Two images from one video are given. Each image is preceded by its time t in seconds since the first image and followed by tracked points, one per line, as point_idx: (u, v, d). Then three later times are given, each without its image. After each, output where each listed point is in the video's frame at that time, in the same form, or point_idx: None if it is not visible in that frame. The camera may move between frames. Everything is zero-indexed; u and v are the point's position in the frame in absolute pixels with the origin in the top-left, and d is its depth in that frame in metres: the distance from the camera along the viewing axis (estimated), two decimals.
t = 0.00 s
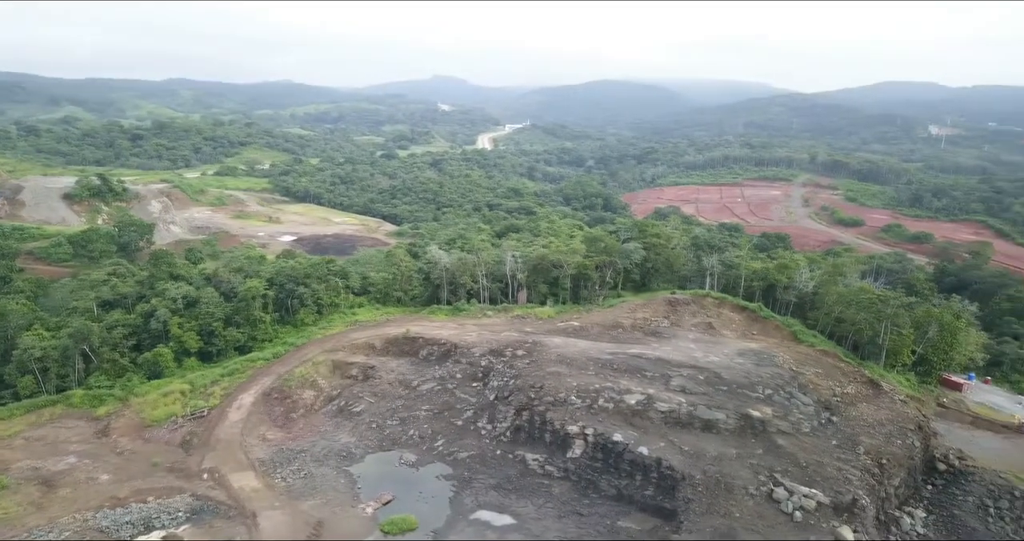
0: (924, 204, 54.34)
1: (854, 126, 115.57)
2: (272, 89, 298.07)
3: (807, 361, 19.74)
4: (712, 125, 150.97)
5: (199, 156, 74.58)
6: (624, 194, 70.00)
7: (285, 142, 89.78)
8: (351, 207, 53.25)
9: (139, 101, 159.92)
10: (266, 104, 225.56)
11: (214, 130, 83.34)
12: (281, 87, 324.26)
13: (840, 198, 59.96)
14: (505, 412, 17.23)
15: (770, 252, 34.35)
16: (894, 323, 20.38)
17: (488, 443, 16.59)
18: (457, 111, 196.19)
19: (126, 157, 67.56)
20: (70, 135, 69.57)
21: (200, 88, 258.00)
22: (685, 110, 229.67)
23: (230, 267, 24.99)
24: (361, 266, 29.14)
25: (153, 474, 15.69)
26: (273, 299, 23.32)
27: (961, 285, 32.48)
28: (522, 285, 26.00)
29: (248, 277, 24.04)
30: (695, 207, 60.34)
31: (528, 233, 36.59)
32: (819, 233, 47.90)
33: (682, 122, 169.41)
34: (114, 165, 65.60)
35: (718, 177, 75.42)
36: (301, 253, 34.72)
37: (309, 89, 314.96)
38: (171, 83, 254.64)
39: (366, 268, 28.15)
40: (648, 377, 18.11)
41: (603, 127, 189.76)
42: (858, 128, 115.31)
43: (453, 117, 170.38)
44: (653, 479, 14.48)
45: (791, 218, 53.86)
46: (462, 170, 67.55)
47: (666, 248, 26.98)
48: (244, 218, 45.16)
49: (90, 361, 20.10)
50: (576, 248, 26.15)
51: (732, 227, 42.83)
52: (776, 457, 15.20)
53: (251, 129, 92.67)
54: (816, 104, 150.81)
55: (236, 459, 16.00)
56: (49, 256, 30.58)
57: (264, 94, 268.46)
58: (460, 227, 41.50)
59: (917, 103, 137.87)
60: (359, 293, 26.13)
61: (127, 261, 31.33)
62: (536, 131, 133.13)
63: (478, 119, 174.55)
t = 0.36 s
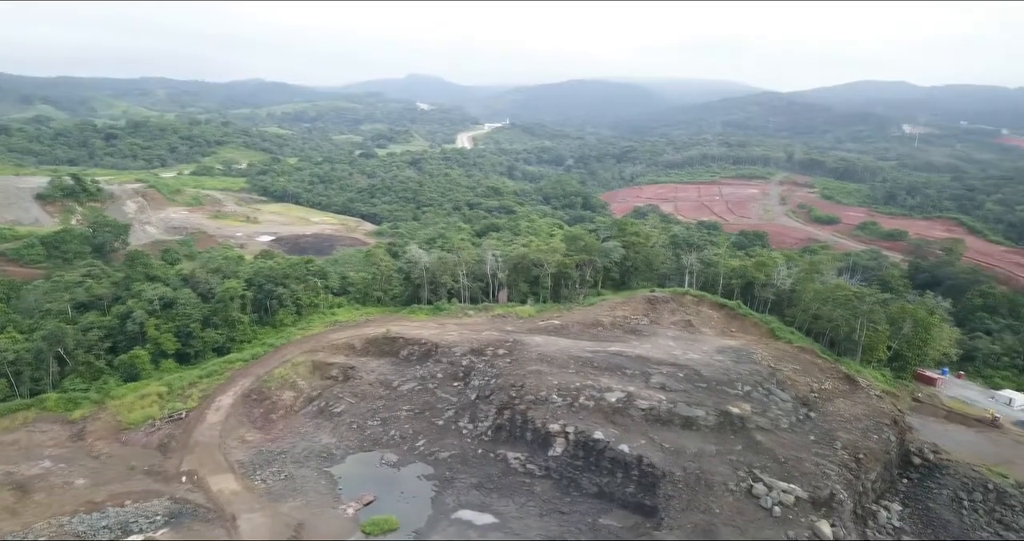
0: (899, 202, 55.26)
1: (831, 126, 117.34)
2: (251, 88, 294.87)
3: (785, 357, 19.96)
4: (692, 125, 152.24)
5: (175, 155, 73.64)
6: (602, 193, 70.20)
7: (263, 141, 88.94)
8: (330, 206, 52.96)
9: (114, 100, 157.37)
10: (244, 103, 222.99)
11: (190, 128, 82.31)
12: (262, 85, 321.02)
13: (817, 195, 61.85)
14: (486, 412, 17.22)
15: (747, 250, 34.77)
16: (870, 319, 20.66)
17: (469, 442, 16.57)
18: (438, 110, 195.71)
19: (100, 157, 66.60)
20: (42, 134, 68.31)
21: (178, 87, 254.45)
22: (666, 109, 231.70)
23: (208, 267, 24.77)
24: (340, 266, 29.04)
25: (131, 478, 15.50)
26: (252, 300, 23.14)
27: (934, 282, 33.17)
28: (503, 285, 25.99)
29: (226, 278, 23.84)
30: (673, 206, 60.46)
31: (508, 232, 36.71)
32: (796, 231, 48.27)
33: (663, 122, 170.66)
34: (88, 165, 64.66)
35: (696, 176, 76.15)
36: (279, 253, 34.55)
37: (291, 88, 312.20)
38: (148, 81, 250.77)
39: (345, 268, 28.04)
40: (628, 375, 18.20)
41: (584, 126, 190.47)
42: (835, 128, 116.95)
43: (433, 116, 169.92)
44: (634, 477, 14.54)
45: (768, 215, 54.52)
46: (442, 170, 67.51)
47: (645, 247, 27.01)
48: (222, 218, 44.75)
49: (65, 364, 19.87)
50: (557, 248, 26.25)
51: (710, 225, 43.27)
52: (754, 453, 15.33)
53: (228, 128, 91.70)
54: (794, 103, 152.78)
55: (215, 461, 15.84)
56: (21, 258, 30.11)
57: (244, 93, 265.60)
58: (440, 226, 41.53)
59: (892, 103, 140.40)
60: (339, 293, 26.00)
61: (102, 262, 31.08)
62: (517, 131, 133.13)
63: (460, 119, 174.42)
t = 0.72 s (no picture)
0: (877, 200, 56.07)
1: (811, 126, 118.72)
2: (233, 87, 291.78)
3: (766, 354, 20.12)
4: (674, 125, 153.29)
5: (154, 155, 72.70)
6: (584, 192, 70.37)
7: (242, 140, 88.04)
8: (311, 205, 52.58)
9: (90, 98, 154.71)
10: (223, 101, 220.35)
11: (168, 127, 81.24)
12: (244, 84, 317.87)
13: (796, 194, 62.79)
14: (470, 411, 17.20)
15: (728, 248, 35.05)
16: (849, 316, 20.91)
17: (452, 442, 16.55)
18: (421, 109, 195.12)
19: (76, 157, 65.61)
20: (16, 133, 67.09)
21: (158, 85, 250.91)
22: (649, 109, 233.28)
23: (187, 267, 24.58)
24: (322, 266, 28.93)
25: (110, 481, 15.34)
26: (232, 300, 22.97)
27: (912, 279, 33.68)
28: (486, 284, 26.18)
29: (206, 278, 23.66)
30: (654, 204, 60.92)
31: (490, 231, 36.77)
32: (776, 229, 48.70)
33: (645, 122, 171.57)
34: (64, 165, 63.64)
35: (678, 174, 76.62)
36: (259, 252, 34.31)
37: (274, 87, 309.56)
38: (126, 78, 247.06)
39: (327, 268, 27.92)
40: (611, 373, 18.26)
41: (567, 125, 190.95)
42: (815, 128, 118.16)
43: (417, 115, 169.23)
44: (618, 474, 14.58)
45: (749, 214, 54.98)
46: (423, 169, 67.37)
47: (627, 246, 27.29)
48: (201, 218, 44.37)
49: (42, 366, 19.70)
50: (539, 246, 26.23)
51: (691, 223, 43.57)
52: (736, 449, 15.44)
53: (206, 127, 90.64)
54: (775, 102, 154.17)
55: (196, 463, 15.71)
56: None
57: (225, 91, 262.85)
58: (423, 226, 41.47)
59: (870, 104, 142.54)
60: (321, 293, 25.86)
61: (79, 262, 30.68)
62: (500, 129, 133.06)
63: (444, 118, 174.12)
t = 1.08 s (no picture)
0: (854, 198, 56.97)
1: (790, 126, 120.24)
2: (213, 85, 288.75)
3: (746, 351, 20.29)
4: (656, 124, 154.40)
5: (130, 154, 71.73)
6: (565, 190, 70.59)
7: (220, 139, 87.19)
8: (291, 205, 52.27)
9: (64, 96, 151.85)
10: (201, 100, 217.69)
11: (145, 125, 80.21)
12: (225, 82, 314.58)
13: (774, 191, 63.22)
14: (452, 410, 17.17)
15: (708, 246, 35.36)
16: (826, 313, 21.17)
17: (434, 442, 16.51)
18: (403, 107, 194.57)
19: (49, 157, 64.56)
20: None
21: (136, 84, 247.19)
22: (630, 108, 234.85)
23: (165, 268, 24.44)
24: (302, 265, 28.83)
25: (87, 485, 15.18)
26: (211, 301, 22.79)
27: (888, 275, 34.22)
28: (467, 283, 25.87)
29: (185, 279, 23.51)
30: (635, 203, 60.88)
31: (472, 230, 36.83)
32: (755, 226, 49.13)
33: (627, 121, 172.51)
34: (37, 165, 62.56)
35: (659, 173, 77.12)
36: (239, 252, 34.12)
37: (256, 86, 306.89)
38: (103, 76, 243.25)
39: (307, 268, 27.80)
40: (592, 371, 18.31)
41: (550, 124, 191.61)
42: (794, 128, 119.53)
43: (399, 114, 168.44)
44: (599, 472, 14.63)
45: (728, 212, 55.52)
46: (403, 167, 67.27)
47: (607, 244, 27.37)
48: (179, 218, 43.89)
49: (18, 370, 19.54)
50: (520, 245, 26.33)
51: (670, 221, 43.89)
52: (716, 446, 15.56)
53: (183, 126, 89.57)
54: (755, 102, 155.73)
55: (175, 466, 15.56)
56: None
57: (205, 90, 259.77)
58: (404, 225, 41.44)
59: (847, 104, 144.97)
60: (301, 293, 25.71)
61: (53, 263, 30.28)
62: (481, 128, 133.12)
63: (426, 118, 173.71)
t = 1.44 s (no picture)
0: (830, 197, 57.88)
1: (769, 125, 121.67)
2: (193, 84, 285.31)
3: (725, 348, 20.46)
4: (637, 124, 155.32)
5: (105, 154, 70.63)
6: (546, 190, 70.77)
7: (197, 139, 86.20)
8: (269, 205, 51.82)
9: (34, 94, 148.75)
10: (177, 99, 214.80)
11: (119, 125, 79.05)
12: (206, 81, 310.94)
13: (751, 189, 63.73)
14: (434, 410, 17.13)
15: (687, 244, 35.66)
16: (804, 310, 21.42)
17: (416, 442, 16.47)
18: (385, 106, 193.79)
19: (21, 157, 63.36)
20: None
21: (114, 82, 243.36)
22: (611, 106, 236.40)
23: (142, 269, 24.23)
24: (281, 266, 28.64)
25: (63, 490, 14.95)
26: (189, 302, 22.60)
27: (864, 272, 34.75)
28: (448, 282, 25.90)
29: (162, 280, 23.31)
30: (614, 202, 61.30)
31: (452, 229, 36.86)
32: (734, 224, 49.55)
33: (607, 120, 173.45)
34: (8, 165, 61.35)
35: (639, 171, 77.58)
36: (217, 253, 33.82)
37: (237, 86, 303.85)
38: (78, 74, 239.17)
39: (286, 269, 27.62)
40: (574, 369, 18.37)
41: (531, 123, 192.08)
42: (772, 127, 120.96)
43: (381, 113, 167.80)
44: (581, 470, 14.68)
45: (707, 210, 55.94)
46: (383, 167, 67.09)
47: (588, 243, 27.66)
48: (155, 218, 43.37)
49: None
50: (501, 245, 26.42)
51: (649, 220, 44.14)
52: (697, 442, 15.67)
53: (158, 125, 88.38)
54: (734, 102, 157.26)
55: (153, 469, 15.39)
56: None
57: (183, 89, 256.47)
58: (383, 224, 41.33)
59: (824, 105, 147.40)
60: (280, 293, 25.57)
61: (26, 265, 29.80)
62: (460, 127, 133.03)
63: (408, 117, 173.30)
